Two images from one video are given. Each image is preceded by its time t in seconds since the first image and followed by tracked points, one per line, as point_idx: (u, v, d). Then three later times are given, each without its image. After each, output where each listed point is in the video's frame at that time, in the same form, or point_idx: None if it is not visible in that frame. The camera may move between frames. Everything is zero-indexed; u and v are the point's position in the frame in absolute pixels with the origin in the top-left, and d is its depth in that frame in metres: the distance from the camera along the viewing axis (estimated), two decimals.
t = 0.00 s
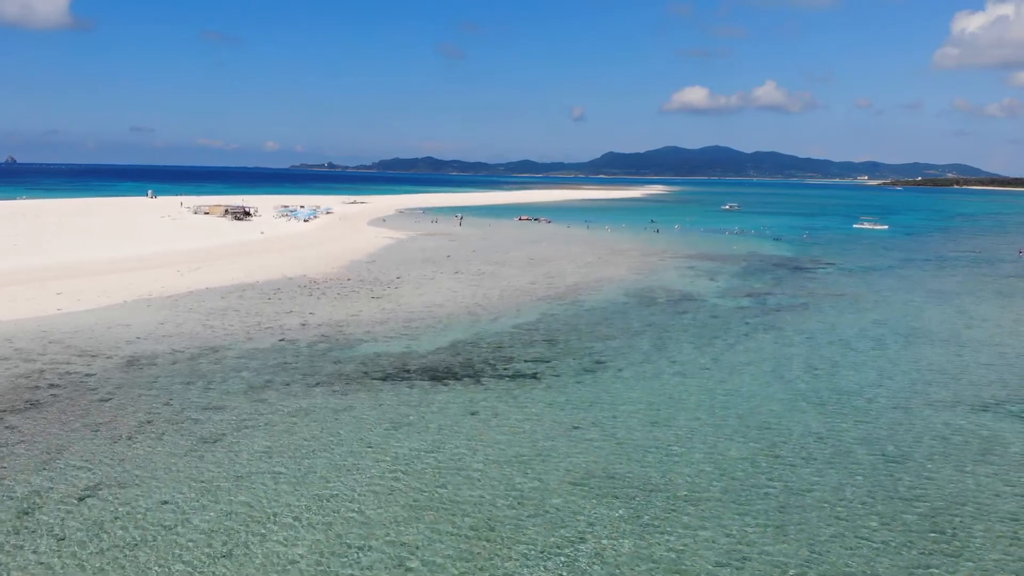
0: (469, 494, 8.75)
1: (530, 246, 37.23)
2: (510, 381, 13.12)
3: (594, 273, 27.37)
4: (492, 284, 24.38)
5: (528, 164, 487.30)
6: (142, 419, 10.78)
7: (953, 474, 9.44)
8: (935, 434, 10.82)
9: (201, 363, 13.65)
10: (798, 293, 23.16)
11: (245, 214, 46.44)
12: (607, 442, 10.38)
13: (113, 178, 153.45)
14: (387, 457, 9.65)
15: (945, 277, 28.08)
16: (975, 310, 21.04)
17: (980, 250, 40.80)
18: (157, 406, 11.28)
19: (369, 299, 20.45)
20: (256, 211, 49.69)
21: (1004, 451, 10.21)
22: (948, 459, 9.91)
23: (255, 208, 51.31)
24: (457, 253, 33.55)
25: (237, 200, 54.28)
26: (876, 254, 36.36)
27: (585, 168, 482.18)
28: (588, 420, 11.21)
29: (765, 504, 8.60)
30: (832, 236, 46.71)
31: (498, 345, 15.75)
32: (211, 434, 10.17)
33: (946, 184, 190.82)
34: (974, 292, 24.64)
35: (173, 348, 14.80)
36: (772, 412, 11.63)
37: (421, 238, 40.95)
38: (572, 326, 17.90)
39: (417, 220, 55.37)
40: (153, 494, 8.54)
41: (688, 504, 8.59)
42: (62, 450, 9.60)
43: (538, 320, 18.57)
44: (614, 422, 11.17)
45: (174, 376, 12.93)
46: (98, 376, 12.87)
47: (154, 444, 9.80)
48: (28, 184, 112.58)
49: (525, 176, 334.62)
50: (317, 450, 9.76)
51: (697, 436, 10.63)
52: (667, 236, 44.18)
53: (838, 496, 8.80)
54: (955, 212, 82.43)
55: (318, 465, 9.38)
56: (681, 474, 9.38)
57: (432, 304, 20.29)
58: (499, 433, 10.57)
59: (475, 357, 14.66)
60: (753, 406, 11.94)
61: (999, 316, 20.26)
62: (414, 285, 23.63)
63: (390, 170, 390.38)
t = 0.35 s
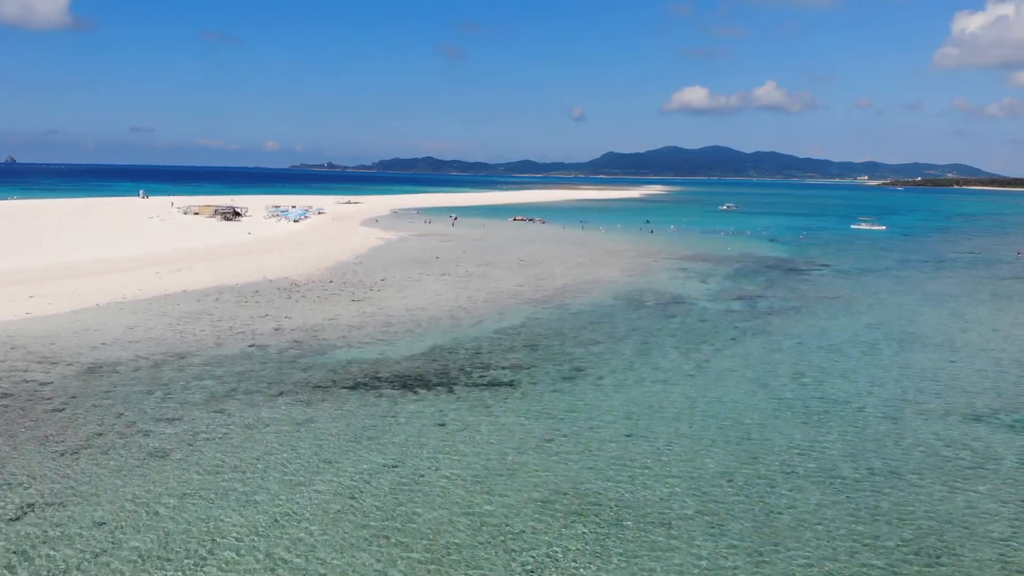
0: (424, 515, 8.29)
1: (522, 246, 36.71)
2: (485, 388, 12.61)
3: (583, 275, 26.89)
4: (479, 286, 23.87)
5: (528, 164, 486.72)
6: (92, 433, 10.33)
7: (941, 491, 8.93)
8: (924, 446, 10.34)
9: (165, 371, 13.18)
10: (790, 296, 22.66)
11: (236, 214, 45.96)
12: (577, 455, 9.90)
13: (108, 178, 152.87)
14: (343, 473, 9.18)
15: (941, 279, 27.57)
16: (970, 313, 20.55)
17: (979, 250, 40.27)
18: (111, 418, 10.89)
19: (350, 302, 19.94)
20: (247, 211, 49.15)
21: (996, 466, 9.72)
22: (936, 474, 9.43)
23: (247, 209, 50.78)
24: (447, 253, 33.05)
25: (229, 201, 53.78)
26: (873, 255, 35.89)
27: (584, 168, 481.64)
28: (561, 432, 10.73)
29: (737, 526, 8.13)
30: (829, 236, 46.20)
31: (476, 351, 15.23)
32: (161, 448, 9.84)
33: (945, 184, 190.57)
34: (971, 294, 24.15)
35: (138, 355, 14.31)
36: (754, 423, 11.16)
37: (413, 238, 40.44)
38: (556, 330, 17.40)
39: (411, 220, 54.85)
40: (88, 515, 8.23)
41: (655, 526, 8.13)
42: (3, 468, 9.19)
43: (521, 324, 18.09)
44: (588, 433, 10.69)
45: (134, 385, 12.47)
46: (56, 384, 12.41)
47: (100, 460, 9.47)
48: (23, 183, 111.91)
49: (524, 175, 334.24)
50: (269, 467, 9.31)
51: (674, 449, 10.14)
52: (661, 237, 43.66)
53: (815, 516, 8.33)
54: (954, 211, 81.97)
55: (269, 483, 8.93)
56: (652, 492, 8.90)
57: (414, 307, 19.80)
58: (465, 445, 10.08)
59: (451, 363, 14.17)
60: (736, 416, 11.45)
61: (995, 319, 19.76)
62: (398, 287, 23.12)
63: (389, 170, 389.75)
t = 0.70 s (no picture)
0: (373, 541, 7.77)
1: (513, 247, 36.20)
2: (456, 398, 12.08)
3: (572, 277, 26.35)
4: (464, 288, 23.33)
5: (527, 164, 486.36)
6: (36, 446, 9.82)
7: (928, 510, 8.42)
8: (911, 460, 9.84)
9: (124, 379, 12.65)
10: (782, 299, 22.14)
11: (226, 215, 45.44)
12: (545, 472, 9.36)
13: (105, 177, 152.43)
14: (292, 494, 8.65)
15: (937, 281, 27.04)
16: (966, 316, 20.04)
17: (977, 251, 39.75)
18: (59, 430, 10.38)
19: (328, 305, 19.40)
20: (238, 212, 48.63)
21: (986, 482, 9.22)
22: (923, 491, 8.93)
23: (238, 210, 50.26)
24: (436, 255, 32.54)
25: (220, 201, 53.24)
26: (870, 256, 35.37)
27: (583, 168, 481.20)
28: (531, 445, 10.22)
29: (709, 552, 7.62)
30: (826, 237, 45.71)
31: (452, 357, 14.70)
32: (105, 463, 9.35)
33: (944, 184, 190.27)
34: (967, 296, 23.64)
35: (100, 361, 13.78)
36: (735, 435, 10.65)
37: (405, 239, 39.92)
38: (537, 335, 16.87)
39: (405, 220, 54.31)
40: (17, 537, 7.77)
41: (620, 551, 7.64)
42: None
43: (503, 328, 17.55)
44: (559, 447, 10.14)
45: (90, 394, 11.95)
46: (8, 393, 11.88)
47: (37, 476, 9.00)
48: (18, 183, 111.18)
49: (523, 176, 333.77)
50: (215, 487, 8.79)
51: (648, 464, 9.64)
52: (656, 238, 43.11)
53: (792, 541, 7.81)
54: (953, 211, 81.53)
55: (213, 505, 8.42)
56: (621, 513, 8.39)
57: (394, 310, 19.26)
58: (428, 461, 9.55)
59: (424, 370, 13.64)
60: (716, 428, 10.94)
61: (991, 323, 19.25)
62: (381, 289, 22.58)
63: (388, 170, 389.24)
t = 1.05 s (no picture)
0: (318, 568, 7.27)
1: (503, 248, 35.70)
2: (424, 408, 11.57)
3: (560, 278, 25.84)
4: (448, 291, 22.83)
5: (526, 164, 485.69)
6: None
7: (913, 533, 7.93)
8: (897, 476, 9.34)
9: (80, 388, 12.13)
10: (772, 302, 21.64)
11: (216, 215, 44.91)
12: (510, 491, 8.83)
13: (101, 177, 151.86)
14: (238, 516, 8.15)
15: (932, 283, 26.56)
16: (960, 320, 19.57)
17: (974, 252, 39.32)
18: (3, 442, 9.87)
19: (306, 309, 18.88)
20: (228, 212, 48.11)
21: (975, 500, 8.73)
22: (909, 510, 8.43)
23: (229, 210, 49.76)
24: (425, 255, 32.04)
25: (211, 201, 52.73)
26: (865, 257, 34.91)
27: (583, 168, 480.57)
28: (497, 460, 9.72)
29: None
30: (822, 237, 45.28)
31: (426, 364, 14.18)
32: (45, 480, 8.84)
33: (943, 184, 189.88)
34: (961, 299, 23.17)
35: (60, 368, 13.26)
36: (713, 449, 10.14)
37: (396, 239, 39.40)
38: (518, 340, 16.36)
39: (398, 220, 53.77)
40: None
41: None
42: None
43: (483, 333, 17.04)
44: (527, 463, 9.62)
45: (42, 403, 11.43)
46: None
47: None
48: (12, 184, 110.27)
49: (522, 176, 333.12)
50: (156, 508, 8.27)
51: (619, 481, 9.14)
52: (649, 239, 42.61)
53: (766, 567, 7.33)
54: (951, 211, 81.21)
55: (151, 528, 7.90)
56: (586, 535, 7.89)
57: (373, 314, 18.76)
58: (386, 478, 9.05)
59: (395, 377, 13.12)
60: (694, 441, 10.43)
61: (985, 327, 18.78)
62: (363, 291, 22.07)
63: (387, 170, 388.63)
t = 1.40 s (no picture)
0: None
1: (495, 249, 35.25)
2: (390, 418, 11.08)
3: (548, 280, 25.35)
4: (432, 293, 22.34)
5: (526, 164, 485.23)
6: None
7: (897, 556, 7.43)
8: (882, 492, 8.85)
9: (34, 396, 11.62)
10: (763, 305, 21.17)
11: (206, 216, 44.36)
12: (470, 509, 8.33)
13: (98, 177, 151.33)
14: (178, 537, 7.64)
15: (926, 285, 26.14)
16: (953, 323, 19.11)
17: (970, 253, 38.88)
18: None
19: (283, 312, 18.39)
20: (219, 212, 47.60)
21: (964, 519, 8.24)
22: (893, 530, 7.94)
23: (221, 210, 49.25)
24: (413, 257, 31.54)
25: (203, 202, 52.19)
26: (860, 258, 34.47)
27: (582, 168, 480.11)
28: (461, 475, 9.23)
29: None
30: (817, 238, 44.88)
31: (398, 370, 13.68)
32: None
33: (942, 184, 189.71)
34: (956, 301, 22.72)
35: (16, 375, 12.74)
36: (688, 462, 9.65)
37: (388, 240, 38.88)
38: (497, 345, 15.88)
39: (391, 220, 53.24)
40: None
41: None
42: None
43: (462, 337, 16.55)
44: (491, 478, 9.12)
45: None
46: None
47: None
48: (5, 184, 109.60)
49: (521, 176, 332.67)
50: (92, 528, 7.77)
51: (587, 497, 8.65)
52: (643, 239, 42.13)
53: None
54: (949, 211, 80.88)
55: (83, 550, 7.40)
56: (547, 558, 7.39)
57: (351, 317, 18.26)
58: (341, 496, 8.55)
59: (364, 385, 12.63)
60: (670, 453, 9.93)
61: (979, 330, 18.32)
62: (344, 294, 21.56)
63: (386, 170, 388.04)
